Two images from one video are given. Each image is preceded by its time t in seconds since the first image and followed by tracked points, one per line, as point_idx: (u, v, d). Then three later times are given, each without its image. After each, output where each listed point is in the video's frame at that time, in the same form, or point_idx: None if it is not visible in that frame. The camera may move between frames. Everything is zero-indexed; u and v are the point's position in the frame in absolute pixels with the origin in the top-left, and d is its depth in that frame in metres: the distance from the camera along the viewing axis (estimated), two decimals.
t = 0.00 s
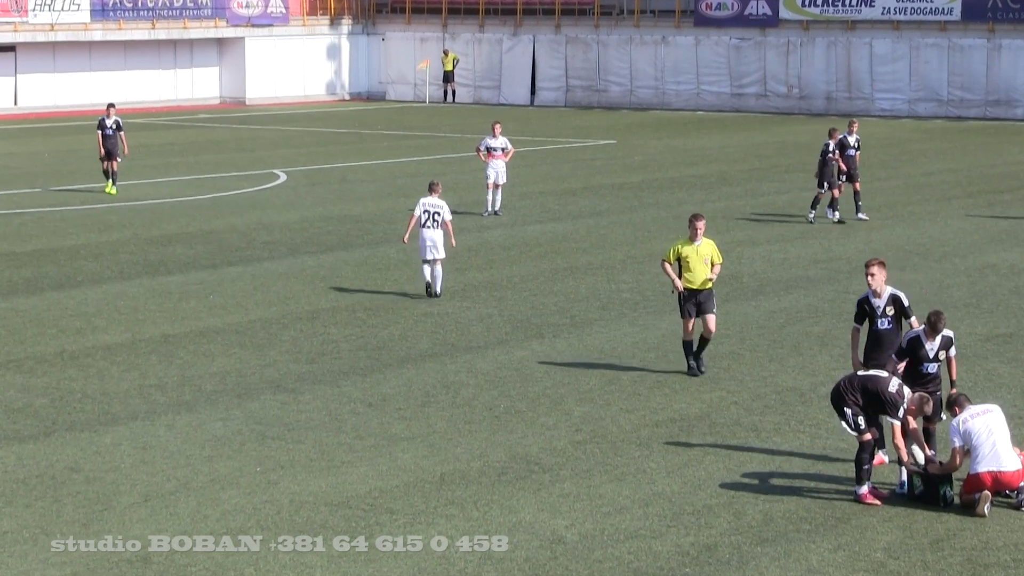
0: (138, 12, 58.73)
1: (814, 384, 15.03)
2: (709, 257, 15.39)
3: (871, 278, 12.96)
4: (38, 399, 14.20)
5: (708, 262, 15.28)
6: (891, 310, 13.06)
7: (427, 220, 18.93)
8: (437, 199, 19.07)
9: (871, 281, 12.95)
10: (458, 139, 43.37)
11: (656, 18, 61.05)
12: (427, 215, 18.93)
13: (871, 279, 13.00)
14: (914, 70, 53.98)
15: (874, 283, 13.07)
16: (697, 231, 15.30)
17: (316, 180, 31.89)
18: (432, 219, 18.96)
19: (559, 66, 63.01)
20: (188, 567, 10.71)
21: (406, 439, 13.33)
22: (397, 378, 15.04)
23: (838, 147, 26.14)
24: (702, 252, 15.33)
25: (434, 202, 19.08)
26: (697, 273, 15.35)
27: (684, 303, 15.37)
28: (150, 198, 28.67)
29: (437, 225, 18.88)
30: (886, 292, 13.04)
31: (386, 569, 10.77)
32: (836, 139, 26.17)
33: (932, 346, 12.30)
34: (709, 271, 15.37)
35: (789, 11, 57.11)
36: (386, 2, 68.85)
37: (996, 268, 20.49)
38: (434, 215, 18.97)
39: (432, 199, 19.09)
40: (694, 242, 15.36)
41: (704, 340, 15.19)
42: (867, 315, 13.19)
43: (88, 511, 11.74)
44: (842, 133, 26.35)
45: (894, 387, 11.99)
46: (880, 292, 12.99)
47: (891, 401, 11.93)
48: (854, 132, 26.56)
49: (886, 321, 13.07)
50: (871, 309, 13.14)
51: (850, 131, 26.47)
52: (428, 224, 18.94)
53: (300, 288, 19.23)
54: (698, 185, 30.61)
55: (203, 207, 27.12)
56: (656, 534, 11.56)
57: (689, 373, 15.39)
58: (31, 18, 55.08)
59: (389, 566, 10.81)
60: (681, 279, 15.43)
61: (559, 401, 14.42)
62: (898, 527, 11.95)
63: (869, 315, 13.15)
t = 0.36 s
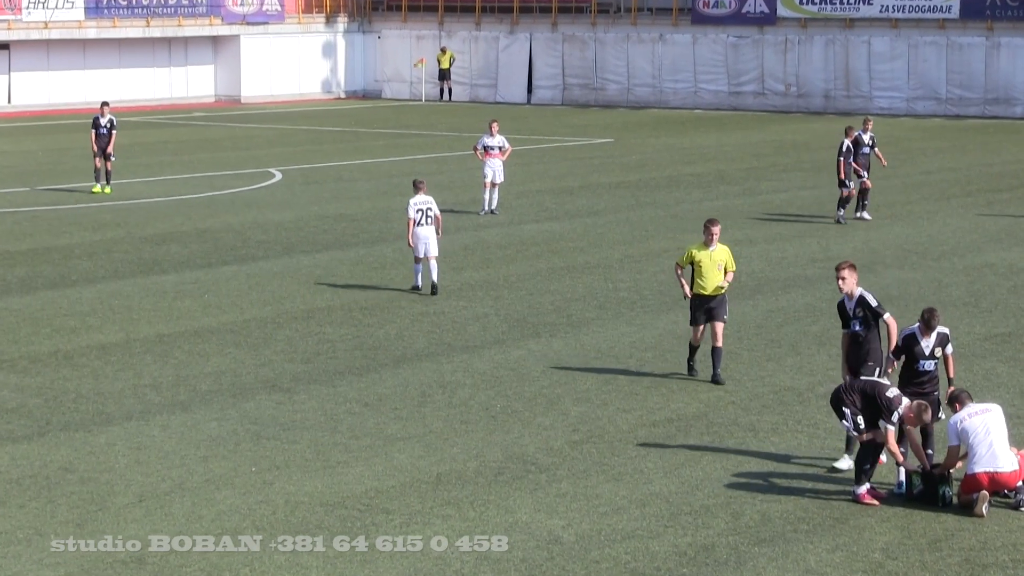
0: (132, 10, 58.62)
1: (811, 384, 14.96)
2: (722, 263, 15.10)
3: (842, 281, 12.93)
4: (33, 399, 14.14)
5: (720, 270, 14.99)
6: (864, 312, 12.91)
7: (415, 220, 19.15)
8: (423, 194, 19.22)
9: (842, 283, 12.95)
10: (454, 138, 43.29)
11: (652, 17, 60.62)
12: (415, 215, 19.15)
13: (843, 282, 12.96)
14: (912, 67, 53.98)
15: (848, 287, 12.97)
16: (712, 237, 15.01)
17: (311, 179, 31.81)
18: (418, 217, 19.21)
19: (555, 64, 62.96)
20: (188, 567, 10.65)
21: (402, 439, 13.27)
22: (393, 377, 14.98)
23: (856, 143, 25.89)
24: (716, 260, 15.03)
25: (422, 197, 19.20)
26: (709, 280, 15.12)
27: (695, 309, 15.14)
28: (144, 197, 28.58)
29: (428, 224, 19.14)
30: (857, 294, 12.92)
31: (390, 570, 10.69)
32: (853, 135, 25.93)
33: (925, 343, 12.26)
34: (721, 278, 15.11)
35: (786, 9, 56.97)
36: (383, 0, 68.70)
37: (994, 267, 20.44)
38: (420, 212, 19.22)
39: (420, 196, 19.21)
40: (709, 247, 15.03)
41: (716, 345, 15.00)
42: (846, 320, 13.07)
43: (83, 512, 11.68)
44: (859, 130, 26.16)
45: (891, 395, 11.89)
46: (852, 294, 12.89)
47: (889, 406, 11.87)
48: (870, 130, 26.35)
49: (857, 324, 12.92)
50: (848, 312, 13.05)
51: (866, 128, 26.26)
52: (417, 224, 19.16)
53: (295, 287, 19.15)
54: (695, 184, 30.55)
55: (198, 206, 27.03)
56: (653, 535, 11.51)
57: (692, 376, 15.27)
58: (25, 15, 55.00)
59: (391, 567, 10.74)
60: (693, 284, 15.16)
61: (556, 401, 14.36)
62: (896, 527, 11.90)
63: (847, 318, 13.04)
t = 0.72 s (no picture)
0: (124, 9, 58.56)
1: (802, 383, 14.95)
2: (728, 263, 14.89)
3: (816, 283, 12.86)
4: (24, 399, 14.11)
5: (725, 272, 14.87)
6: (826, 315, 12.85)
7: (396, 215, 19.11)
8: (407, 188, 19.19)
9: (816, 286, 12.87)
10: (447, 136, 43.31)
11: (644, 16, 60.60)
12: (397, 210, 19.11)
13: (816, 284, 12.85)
14: (905, 67, 54.02)
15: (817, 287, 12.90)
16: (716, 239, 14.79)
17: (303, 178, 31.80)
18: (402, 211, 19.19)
19: (547, 63, 62.99)
20: (185, 567, 10.64)
21: (394, 438, 13.26)
22: (384, 376, 14.97)
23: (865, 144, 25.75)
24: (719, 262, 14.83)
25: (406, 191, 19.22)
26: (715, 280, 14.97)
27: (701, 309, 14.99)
28: (136, 196, 28.55)
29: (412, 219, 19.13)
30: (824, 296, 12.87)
31: (388, 570, 10.67)
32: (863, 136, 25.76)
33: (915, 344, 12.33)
34: (726, 279, 14.91)
35: (779, 8, 56.95)
36: None
37: (985, 266, 20.45)
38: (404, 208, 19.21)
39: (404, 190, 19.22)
40: (713, 248, 14.84)
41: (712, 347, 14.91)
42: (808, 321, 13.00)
43: (74, 511, 11.67)
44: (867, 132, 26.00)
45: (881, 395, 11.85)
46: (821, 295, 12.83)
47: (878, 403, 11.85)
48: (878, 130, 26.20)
49: (818, 325, 12.85)
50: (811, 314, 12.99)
51: (873, 129, 26.11)
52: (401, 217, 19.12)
53: (286, 286, 19.13)
54: (688, 182, 30.56)
55: (190, 205, 27.01)
56: (645, 534, 11.51)
57: (686, 375, 15.25)
58: (16, 14, 54.97)
59: (388, 567, 10.73)
60: (698, 284, 15.02)
61: (547, 400, 14.35)
62: (888, 526, 11.91)
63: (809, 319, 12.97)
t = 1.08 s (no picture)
0: (115, 8, 58.48)
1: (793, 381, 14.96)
2: (733, 265, 14.98)
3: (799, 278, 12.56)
4: (15, 397, 14.11)
5: (732, 273, 14.90)
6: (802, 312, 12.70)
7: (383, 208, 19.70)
8: (394, 184, 19.90)
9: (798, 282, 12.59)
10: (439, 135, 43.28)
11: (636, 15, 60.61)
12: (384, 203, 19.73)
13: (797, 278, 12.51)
14: (894, 66, 54.05)
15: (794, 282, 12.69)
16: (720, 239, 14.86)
17: (294, 177, 31.79)
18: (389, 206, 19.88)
19: (540, 61, 63.06)
20: (182, 568, 10.62)
21: (386, 437, 13.27)
22: (376, 375, 14.97)
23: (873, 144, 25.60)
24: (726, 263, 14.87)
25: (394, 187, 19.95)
26: (720, 281, 14.97)
27: (706, 311, 15.05)
28: (127, 195, 28.52)
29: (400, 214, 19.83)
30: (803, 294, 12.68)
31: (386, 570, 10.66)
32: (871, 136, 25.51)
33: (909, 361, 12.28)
34: (732, 280, 14.97)
35: (770, 7, 56.96)
36: None
37: (976, 265, 20.48)
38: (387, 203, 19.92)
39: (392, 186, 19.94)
40: (718, 250, 14.94)
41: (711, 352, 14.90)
42: (775, 312, 12.77)
43: (65, 509, 11.67)
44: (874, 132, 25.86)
45: (864, 379, 11.97)
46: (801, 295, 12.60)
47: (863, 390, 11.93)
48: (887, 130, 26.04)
49: (796, 322, 12.68)
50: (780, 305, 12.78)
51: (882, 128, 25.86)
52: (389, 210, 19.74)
53: (277, 285, 19.11)
54: (678, 181, 30.58)
55: (181, 204, 26.99)
56: (637, 532, 11.52)
57: (677, 374, 15.26)
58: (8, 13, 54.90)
59: (386, 566, 10.72)
60: (704, 287, 15.06)
61: (539, 398, 14.37)
62: (879, 524, 11.93)
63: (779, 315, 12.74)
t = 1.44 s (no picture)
0: (105, 8, 58.54)
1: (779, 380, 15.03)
2: (740, 274, 14.96)
3: (756, 280, 12.31)
4: (6, 396, 14.19)
5: (738, 283, 14.90)
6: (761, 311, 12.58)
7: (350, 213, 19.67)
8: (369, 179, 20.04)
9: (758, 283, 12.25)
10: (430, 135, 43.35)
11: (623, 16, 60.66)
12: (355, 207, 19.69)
13: (755, 278, 12.32)
14: (880, 65, 54.16)
15: (749, 283, 12.55)
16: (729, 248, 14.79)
17: (285, 176, 31.86)
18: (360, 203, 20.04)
19: (527, 62, 63.18)
20: (181, 567, 10.66)
21: (374, 435, 13.34)
22: (365, 373, 15.05)
23: (879, 144, 25.52)
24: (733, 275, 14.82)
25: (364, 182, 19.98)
26: (726, 290, 15.01)
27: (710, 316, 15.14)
28: (117, 194, 28.58)
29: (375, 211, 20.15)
30: (759, 293, 12.54)
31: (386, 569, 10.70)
32: (875, 138, 25.35)
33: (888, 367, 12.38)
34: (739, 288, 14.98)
35: (756, 8, 57.08)
36: None
37: (961, 264, 20.57)
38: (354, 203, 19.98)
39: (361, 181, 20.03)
40: (726, 259, 14.91)
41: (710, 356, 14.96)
42: (733, 314, 12.49)
43: (57, 507, 11.75)
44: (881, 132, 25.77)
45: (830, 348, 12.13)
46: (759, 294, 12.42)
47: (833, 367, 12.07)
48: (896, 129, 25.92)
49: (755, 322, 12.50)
50: (738, 306, 12.52)
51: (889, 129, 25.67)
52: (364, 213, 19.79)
53: (266, 284, 19.17)
54: (666, 180, 30.68)
55: (172, 203, 27.07)
56: (624, 529, 11.61)
57: (663, 371, 15.33)
58: None
59: (385, 566, 10.77)
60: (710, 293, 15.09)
61: (527, 396, 14.45)
62: (864, 521, 12.03)
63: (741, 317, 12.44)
